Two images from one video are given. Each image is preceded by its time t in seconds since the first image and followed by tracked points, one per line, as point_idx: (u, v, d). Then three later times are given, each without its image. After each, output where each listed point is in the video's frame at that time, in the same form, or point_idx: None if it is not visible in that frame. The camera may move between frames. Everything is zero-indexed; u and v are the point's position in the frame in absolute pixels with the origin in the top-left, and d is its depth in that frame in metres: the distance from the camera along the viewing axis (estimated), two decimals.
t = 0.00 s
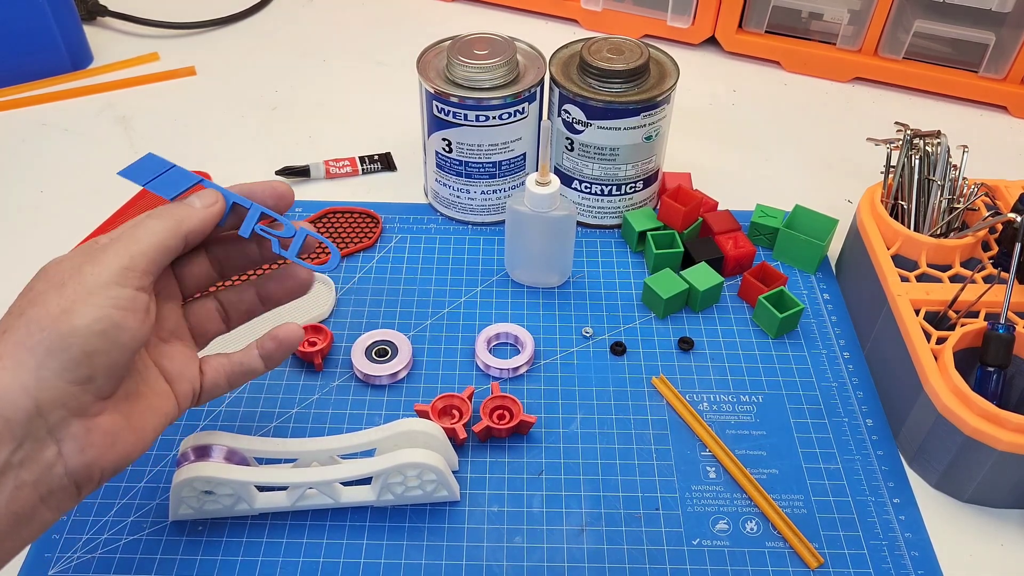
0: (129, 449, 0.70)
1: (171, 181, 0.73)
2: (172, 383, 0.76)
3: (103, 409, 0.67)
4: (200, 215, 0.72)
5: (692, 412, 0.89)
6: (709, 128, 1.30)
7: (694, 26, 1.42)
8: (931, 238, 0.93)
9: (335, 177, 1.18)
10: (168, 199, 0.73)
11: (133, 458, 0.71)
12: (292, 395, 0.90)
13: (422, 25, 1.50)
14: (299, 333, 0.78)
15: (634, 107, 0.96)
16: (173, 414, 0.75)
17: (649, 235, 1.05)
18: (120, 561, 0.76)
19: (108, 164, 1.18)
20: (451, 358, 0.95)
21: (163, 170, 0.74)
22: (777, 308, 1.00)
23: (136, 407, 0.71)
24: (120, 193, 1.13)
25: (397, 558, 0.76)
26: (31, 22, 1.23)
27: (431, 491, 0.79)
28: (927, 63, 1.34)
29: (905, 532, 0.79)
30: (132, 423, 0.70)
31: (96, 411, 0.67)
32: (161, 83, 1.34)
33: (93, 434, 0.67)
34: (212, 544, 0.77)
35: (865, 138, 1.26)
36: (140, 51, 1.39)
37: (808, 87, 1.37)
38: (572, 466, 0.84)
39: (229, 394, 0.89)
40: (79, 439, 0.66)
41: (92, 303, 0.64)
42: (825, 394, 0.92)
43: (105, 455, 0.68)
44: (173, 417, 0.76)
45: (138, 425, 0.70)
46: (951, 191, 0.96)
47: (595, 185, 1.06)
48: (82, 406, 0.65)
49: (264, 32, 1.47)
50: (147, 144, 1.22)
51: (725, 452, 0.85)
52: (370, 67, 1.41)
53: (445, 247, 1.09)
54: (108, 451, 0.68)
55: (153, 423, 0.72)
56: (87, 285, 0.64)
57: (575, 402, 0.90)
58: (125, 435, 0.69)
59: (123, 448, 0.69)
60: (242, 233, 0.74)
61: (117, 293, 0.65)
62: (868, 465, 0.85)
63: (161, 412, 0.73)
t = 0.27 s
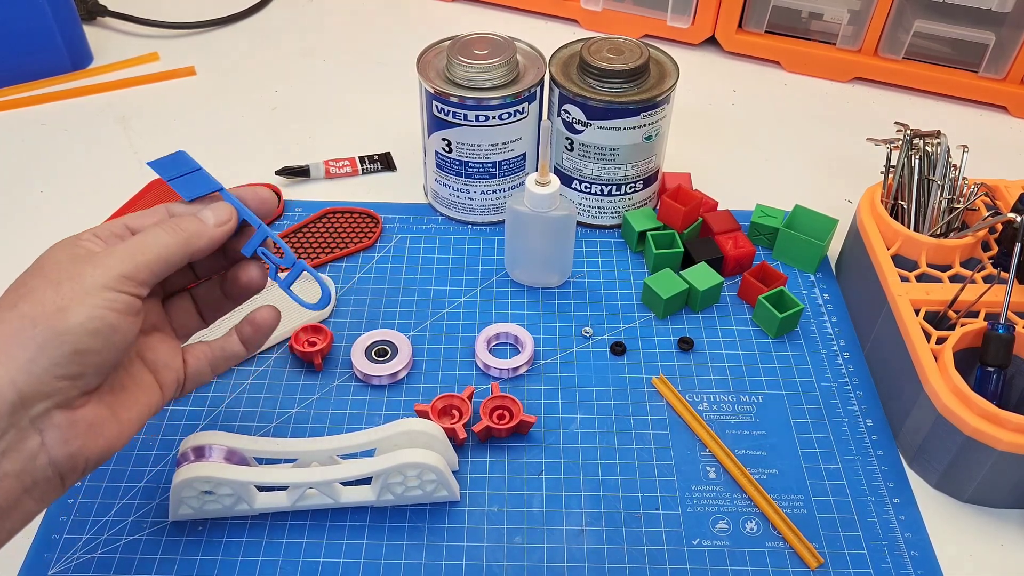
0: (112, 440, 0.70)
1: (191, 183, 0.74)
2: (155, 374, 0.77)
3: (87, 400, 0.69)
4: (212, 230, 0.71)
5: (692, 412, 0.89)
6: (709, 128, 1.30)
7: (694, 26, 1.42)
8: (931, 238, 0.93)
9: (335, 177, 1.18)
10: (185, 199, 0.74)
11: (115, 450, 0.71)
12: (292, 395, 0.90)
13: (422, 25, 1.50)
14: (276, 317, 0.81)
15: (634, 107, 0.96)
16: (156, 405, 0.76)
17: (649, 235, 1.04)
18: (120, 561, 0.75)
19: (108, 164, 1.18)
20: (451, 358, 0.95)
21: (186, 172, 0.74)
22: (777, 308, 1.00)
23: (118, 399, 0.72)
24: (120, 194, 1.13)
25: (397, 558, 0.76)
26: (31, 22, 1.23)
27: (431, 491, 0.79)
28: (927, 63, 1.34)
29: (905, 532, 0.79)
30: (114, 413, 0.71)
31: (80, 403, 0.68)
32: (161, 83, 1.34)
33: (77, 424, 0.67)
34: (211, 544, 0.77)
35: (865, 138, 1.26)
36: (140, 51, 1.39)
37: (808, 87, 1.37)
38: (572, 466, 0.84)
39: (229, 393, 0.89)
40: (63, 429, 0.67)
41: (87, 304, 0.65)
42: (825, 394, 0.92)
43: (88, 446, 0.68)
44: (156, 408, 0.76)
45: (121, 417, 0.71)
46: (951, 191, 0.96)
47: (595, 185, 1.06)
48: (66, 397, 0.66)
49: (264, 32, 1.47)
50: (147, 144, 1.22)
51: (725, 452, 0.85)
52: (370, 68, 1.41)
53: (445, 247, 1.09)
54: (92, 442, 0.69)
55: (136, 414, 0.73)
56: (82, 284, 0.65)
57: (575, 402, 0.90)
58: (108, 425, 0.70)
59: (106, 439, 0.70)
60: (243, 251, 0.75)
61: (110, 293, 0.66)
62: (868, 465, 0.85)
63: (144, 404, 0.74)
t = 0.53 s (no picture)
0: (70, 418, 0.72)
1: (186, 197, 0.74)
2: (110, 356, 0.78)
3: (44, 382, 0.70)
4: (195, 240, 0.70)
5: (692, 412, 0.89)
6: (709, 128, 1.30)
7: (694, 26, 1.42)
8: (931, 238, 0.93)
9: (335, 177, 1.18)
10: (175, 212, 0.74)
11: (71, 429, 0.73)
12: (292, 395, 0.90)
13: (422, 26, 1.50)
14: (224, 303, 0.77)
15: (634, 107, 0.96)
16: (111, 386, 0.78)
17: (649, 234, 1.04)
18: (121, 561, 0.75)
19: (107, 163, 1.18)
20: (451, 358, 0.95)
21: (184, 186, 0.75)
22: (777, 308, 1.00)
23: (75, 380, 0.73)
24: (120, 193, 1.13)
25: (397, 558, 0.76)
26: (31, 22, 1.23)
27: (431, 490, 0.79)
28: (927, 63, 1.34)
29: (906, 532, 0.79)
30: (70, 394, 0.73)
31: (37, 383, 0.69)
32: (161, 83, 1.34)
33: (34, 405, 0.69)
34: (211, 544, 0.77)
35: (865, 138, 1.26)
36: (140, 51, 1.39)
37: (808, 87, 1.37)
38: (572, 466, 0.84)
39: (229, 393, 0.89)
40: (19, 409, 0.68)
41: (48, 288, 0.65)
42: (826, 394, 0.92)
43: (44, 424, 0.70)
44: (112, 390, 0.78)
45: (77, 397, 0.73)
46: (951, 191, 0.96)
47: (595, 185, 1.06)
48: (24, 379, 0.67)
49: (264, 32, 1.47)
50: (147, 144, 1.22)
51: (725, 452, 0.85)
52: (370, 68, 1.41)
53: (445, 247, 1.09)
54: (49, 420, 0.70)
55: (92, 395, 0.75)
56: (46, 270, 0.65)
57: (575, 402, 0.90)
58: (64, 405, 0.72)
59: (63, 418, 0.71)
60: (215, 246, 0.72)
61: (73, 281, 0.66)
62: (868, 465, 0.85)
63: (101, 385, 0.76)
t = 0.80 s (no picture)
0: None
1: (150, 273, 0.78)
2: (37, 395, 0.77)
3: None
4: (159, 307, 0.70)
5: (692, 412, 0.89)
6: (709, 127, 1.30)
7: (694, 26, 1.42)
8: (931, 238, 0.93)
9: (335, 176, 1.18)
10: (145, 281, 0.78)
11: None
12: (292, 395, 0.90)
13: (422, 25, 1.50)
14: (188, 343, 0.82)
15: (634, 107, 0.96)
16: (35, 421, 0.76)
17: (649, 235, 1.04)
18: (121, 561, 0.75)
19: (107, 164, 1.18)
20: (451, 358, 0.95)
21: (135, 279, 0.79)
22: (777, 308, 1.00)
23: None
24: (120, 194, 1.13)
25: (397, 558, 0.76)
26: (31, 22, 1.23)
27: (431, 491, 0.79)
28: (927, 63, 1.34)
29: (905, 532, 0.79)
30: None
31: None
32: (162, 83, 1.34)
33: None
34: (211, 544, 0.77)
35: (865, 138, 1.26)
36: (140, 51, 1.39)
37: (808, 87, 1.37)
38: (572, 466, 0.84)
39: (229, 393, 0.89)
40: None
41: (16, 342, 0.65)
42: (826, 394, 0.92)
43: None
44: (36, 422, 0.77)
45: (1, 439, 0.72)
46: (951, 191, 0.96)
47: (595, 185, 1.06)
48: None
49: (264, 32, 1.47)
50: (147, 144, 1.22)
51: (725, 452, 0.85)
52: (370, 67, 1.41)
53: (445, 247, 1.09)
54: None
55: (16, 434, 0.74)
56: (15, 324, 0.64)
57: (575, 402, 0.90)
58: None
59: None
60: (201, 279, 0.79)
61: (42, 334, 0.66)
62: (868, 465, 0.85)
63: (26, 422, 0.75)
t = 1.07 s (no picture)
0: None
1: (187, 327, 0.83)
2: None
3: None
4: (189, 362, 0.77)
5: (692, 412, 0.89)
6: (709, 128, 1.30)
7: (694, 26, 1.41)
8: (931, 238, 0.93)
9: (335, 177, 1.18)
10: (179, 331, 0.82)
11: None
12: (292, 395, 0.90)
13: (422, 25, 1.50)
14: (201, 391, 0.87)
15: (634, 107, 0.96)
16: None
17: (649, 235, 1.04)
18: (121, 561, 0.75)
19: (107, 164, 1.18)
20: (451, 358, 0.95)
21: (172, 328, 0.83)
22: (777, 308, 1.00)
23: None
24: (120, 194, 1.13)
25: (397, 558, 0.76)
26: (31, 22, 1.23)
27: (431, 491, 0.79)
28: (927, 63, 1.34)
29: (905, 532, 0.79)
30: None
31: None
32: (162, 83, 1.34)
33: None
34: (211, 544, 0.77)
35: (865, 138, 1.26)
36: (140, 51, 1.39)
37: (808, 87, 1.37)
38: (572, 466, 0.84)
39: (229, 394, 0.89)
40: None
41: (66, 376, 0.69)
42: (826, 394, 0.92)
43: None
44: None
45: None
46: (951, 191, 0.96)
47: (595, 185, 1.06)
48: None
49: (264, 32, 1.47)
50: (147, 144, 1.22)
51: (725, 452, 0.85)
52: (370, 68, 1.41)
53: (445, 247, 1.09)
54: None
55: None
56: (75, 361, 0.69)
57: (575, 402, 0.90)
58: None
59: None
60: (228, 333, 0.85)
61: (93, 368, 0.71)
62: (868, 465, 0.85)
63: None
